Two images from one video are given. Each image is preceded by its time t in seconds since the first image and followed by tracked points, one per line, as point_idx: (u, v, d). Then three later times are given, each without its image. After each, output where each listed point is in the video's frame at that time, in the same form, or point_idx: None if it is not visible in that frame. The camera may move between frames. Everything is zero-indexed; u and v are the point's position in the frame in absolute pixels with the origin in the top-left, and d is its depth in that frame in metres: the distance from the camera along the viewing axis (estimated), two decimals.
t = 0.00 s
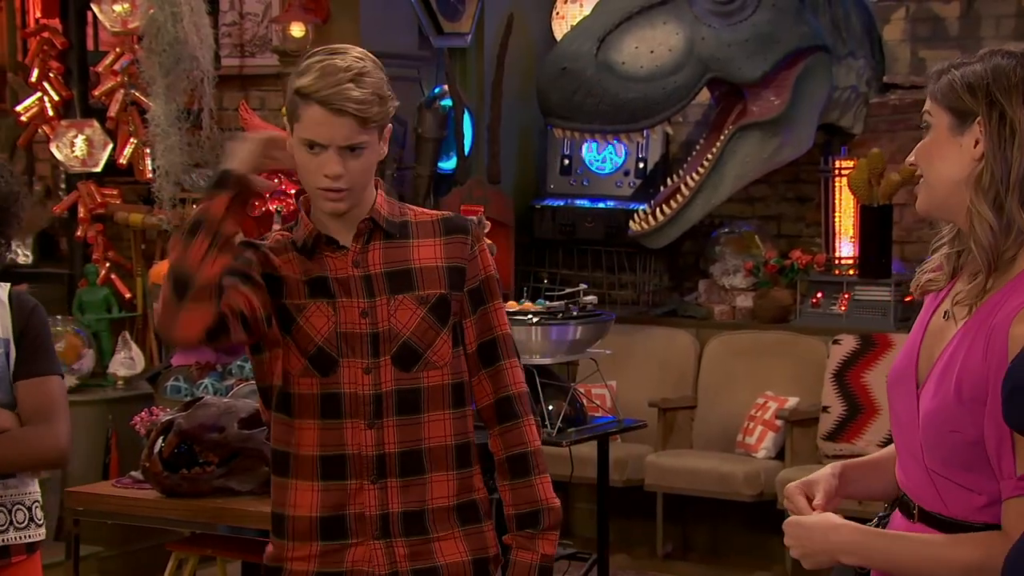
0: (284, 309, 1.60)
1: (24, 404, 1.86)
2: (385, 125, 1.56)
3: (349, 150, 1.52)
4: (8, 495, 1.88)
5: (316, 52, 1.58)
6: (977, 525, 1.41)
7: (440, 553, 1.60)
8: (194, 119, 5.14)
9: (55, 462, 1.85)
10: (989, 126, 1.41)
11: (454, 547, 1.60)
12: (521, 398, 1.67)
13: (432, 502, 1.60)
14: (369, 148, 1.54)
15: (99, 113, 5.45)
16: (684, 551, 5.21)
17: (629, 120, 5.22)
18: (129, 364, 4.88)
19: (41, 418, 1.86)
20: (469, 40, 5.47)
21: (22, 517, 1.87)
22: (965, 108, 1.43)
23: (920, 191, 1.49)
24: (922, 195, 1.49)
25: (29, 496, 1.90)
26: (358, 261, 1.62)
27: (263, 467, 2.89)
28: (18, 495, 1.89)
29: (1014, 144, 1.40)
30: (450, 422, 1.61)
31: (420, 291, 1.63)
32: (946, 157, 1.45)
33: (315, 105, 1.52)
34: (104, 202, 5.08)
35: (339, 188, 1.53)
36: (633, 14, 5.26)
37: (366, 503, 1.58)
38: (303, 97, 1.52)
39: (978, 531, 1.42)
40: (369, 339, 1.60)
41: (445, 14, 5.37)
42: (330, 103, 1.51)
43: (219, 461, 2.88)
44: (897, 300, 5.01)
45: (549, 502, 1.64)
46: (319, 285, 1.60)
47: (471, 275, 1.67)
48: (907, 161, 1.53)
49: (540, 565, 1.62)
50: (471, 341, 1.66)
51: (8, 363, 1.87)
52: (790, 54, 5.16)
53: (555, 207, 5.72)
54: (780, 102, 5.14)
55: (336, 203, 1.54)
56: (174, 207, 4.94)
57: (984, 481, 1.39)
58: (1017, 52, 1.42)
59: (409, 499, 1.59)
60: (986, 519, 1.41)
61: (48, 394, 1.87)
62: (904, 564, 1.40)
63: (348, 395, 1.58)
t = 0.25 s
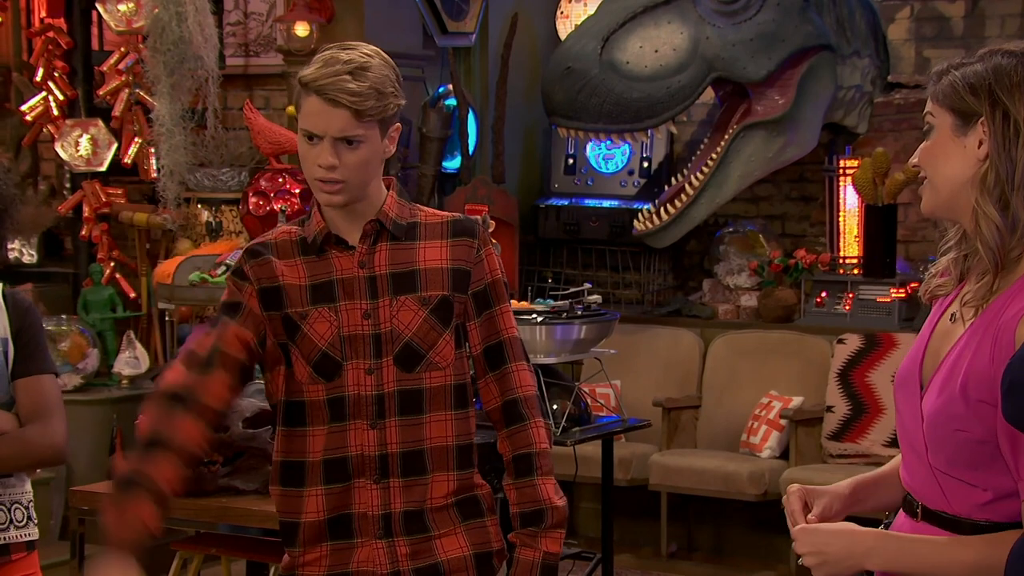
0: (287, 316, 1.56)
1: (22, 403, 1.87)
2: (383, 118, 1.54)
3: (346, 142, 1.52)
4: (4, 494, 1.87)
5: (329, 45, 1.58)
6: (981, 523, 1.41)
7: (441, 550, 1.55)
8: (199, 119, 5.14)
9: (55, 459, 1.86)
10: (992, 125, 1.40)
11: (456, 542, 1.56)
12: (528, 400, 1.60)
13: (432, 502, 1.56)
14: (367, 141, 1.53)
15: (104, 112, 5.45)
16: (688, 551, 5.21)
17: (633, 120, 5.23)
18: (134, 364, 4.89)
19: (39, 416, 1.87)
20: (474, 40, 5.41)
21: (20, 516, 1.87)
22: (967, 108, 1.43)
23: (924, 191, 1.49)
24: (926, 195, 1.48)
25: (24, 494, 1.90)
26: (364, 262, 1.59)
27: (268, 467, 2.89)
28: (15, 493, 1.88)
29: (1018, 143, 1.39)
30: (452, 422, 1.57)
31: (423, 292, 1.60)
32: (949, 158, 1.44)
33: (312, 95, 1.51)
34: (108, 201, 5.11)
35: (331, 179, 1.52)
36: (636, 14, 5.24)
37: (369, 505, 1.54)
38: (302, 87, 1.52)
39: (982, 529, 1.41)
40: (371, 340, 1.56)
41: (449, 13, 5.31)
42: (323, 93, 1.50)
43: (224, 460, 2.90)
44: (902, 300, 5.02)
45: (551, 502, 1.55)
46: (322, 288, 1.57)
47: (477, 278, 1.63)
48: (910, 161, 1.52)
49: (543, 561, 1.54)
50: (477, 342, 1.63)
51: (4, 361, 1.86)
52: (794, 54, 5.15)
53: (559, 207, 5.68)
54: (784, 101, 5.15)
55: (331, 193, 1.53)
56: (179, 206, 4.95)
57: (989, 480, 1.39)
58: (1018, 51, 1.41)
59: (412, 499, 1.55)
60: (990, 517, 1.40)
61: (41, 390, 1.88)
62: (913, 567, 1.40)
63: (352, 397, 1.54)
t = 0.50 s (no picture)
0: (284, 333, 1.59)
1: (32, 396, 1.87)
2: (379, 117, 1.56)
3: (340, 140, 1.53)
4: (19, 490, 1.89)
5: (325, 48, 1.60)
6: (984, 524, 1.41)
7: (450, 551, 1.57)
8: (201, 118, 5.14)
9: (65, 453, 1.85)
10: (997, 127, 1.40)
11: (463, 542, 1.58)
12: (537, 386, 1.63)
13: (439, 503, 1.57)
14: (360, 139, 1.54)
15: (106, 112, 5.45)
16: (690, 551, 5.21)
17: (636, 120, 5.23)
18: (137, 364, 4.90)
19: (49, 409, 1.87)
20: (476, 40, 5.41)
21: (34, 512, 1.89)
22: (971, 109, 1.43)
23: (927, 192, 1.49)
24: (929, 196, 1.48)
25: (41, 490, 1.91)
26: (359, 268, 1.59)
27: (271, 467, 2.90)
28: (30, 488, 1.90)
29: None
30: (453, 424, 1.58)
31: (422, 296, 1.59)
32: (954, 159, 1.44)
33: (306, 94, 1.53)
34: (111, 201, 5.09)
35: (325, 177, 1.53)
36: (639, 13, 5.24)
37: (376, 510, 1.56)
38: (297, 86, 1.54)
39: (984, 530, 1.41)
40: (371, 347, 1.57)
41: (451, 13, 5.30)
42: (318, 91, 1.52)
43: (227, 460, 2.89)
44: (904, 300, 5.02)
45: (560, 477, 1.59)
46: (320, 299, 1.59)
47: (473, 276, 1.63)
48: (914, 162, 1.52)
49: (548, 531, 1.57)
50: (479, 337, 1.64)
51: (16, 356, 1.87)
52: (797, 54, 5.15)
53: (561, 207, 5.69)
54: (787, 101, 5.15)
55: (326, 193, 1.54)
56: (181, 206, 4.94)
57: (994, 481, 1.39)
58: None
59: (418, 502, 1.56)
60: (993, 518, 1.40)
61: (53, 383, 1.88)
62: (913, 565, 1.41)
63: (354, 406, 1.56)
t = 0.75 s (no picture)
0: (295, 320, 1.68)
1: (50, 389, 1.92)
2: (391, 115, 1.65)
3: (354, 138, 1.62)
4: (39, 483, 1.95)
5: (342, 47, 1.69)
6: (985, 523, 1.41)
7: (450, 545, 1.64)
8: (203, 118, 5.13)
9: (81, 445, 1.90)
10: (998, 127, 1.40)
11: (463, 536, 1.64)
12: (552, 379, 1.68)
13: (438, 499, 1.63)
14: (374, 137, 1.63)
15: (108, 112, 5.44)
16: (692, 551, 5.21)
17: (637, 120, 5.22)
18: (139, 363, 4.92)
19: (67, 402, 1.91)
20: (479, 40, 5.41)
21: (54, 505, 1.95)
22: (972, 109, 1.43)
23: (927, 191, 1.48)
24: (929, 194, 1.48)
25: (63, 482, 1.97)
26: (370, 266, 1.67)
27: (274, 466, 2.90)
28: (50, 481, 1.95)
29: None
30: (454, 421, 1.64)
31: (429, 297, 1.66)
32: (955, 158, 1.44)
33: (321, 93, 1.63)
34: (113, 201, 5.08)
35: (339, 173, 1.62)
36: (641, 13, 5.23)
37: (375, 505, 1.63)
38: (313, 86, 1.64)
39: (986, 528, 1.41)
40: (376, 343, 1.64)
41: (454, 13, 5.28)
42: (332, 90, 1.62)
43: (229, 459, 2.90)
44: (905, 300, 5.02)
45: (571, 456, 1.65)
46: (331, 293, 1.67)
47: (484, 276, 1.68)
48: (914, 160, 1.52)
49: (556, 480, 1.64)
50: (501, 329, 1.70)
51: (36, 349, 1.93)
52: (798, 54, 5.15)
53: (563, 207, 5.68)
54: (789, 101, 5.16)
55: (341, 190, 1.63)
56: (183, 206, 4.94)
57: (997, 480, 1.39)
58: None
59: (416, 498, 1.63)
60: (995, 517, 1.40)
61: (71, 375, 1.93)
62: (917, 562, 1.40)
63: (356, 399, 1.64)
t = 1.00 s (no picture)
0: (333, 316, 1.68)
1: (74, 393, 1.94)
2: (448, 113, 1.69)
3: (411, 136, 1.66)
4: (57, 487, 1.95)
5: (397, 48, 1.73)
6: (983, 522, 1.41)
7: (479, 548, 1.66)
8: (205, 118, 5.11)
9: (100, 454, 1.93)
10: (992, 127, 1.40)
11: (491, 541, 1.66)
12: (580, 399, 1.74)
13: (472, 502, 1.66)
14: (430, 134, 1.67)
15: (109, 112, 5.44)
16: (694, 551, 5.21)
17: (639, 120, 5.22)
18: (141, 363, 4.94)
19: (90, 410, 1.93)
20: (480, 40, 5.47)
21: (68, 508, 1.96)
22: (966, 109, 1.43)
23: (922, 189, 1.49)
24: (923, 192, 1.49)
25: (77, 487, 1.97)
26: (413, 267, 1.69)
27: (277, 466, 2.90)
28: (66, 485, 1.96)
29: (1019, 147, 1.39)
30: (489, 426, 1.68)
31: (470, 300, 1.69)
32: (949, 156, 1.44)
33: (378, 91, 1.67)
34: (116, 200, 5.10)
35: (393, 170, 1.66)
36: (643, 13, 5.23)
37: (410, 502, 1.64)
38: (370, 85, 1.67)
39: (984, 528, 1.41)
40: (417, 343, 1.66)
41: (456, 13, 5.35)
42: (390, 90, 1.66)
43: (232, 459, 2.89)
44: (908, 299, 5.02)
45: (593, 490, 1.70)
46: (373, 290, 1.68)
47: (520, 286, 1.72)
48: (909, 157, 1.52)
49: (562, 532, 1.69)
50: (524, 346, 1.75)
51: (60, 354, 1.95)
52: (800, 54, 5.15)
53: (565, 207, 5.68)
54: (791, 101, 5.16)
55: (394, 187, 1.67)
56: (186, 205, 4.95)
57: (995, 479, 1.39)
58: (1020, 49, 1.42)
59: (450, 498, 1.65)
60: (993, 516, 1.40)
61: (95, 381, 1.94)
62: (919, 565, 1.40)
63: (395, 397, 1.65)
